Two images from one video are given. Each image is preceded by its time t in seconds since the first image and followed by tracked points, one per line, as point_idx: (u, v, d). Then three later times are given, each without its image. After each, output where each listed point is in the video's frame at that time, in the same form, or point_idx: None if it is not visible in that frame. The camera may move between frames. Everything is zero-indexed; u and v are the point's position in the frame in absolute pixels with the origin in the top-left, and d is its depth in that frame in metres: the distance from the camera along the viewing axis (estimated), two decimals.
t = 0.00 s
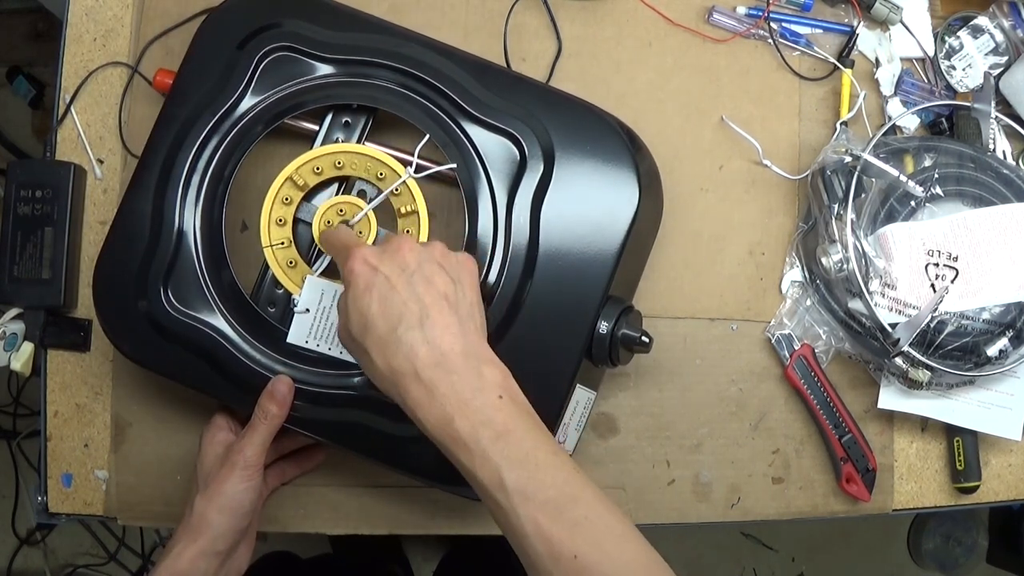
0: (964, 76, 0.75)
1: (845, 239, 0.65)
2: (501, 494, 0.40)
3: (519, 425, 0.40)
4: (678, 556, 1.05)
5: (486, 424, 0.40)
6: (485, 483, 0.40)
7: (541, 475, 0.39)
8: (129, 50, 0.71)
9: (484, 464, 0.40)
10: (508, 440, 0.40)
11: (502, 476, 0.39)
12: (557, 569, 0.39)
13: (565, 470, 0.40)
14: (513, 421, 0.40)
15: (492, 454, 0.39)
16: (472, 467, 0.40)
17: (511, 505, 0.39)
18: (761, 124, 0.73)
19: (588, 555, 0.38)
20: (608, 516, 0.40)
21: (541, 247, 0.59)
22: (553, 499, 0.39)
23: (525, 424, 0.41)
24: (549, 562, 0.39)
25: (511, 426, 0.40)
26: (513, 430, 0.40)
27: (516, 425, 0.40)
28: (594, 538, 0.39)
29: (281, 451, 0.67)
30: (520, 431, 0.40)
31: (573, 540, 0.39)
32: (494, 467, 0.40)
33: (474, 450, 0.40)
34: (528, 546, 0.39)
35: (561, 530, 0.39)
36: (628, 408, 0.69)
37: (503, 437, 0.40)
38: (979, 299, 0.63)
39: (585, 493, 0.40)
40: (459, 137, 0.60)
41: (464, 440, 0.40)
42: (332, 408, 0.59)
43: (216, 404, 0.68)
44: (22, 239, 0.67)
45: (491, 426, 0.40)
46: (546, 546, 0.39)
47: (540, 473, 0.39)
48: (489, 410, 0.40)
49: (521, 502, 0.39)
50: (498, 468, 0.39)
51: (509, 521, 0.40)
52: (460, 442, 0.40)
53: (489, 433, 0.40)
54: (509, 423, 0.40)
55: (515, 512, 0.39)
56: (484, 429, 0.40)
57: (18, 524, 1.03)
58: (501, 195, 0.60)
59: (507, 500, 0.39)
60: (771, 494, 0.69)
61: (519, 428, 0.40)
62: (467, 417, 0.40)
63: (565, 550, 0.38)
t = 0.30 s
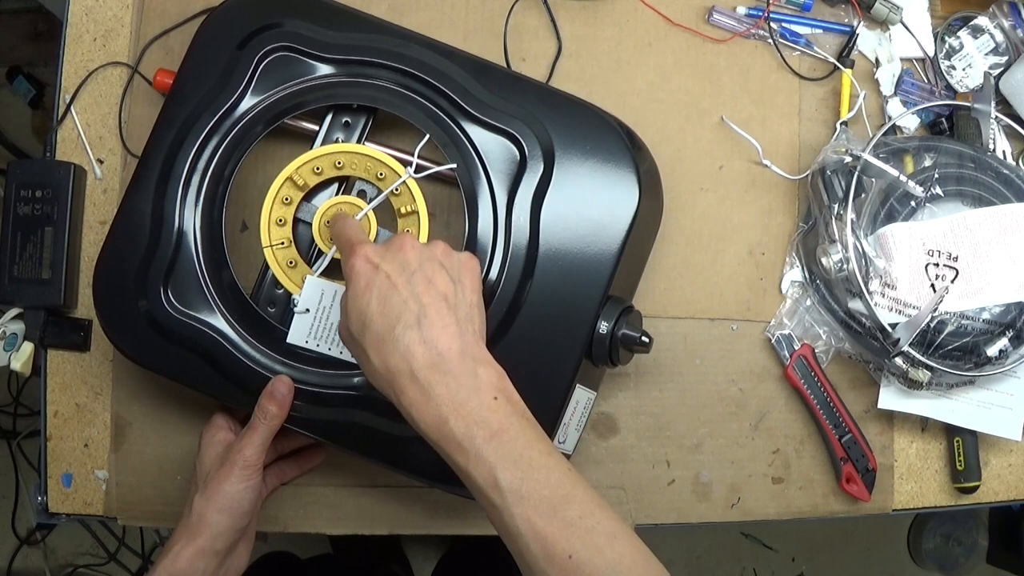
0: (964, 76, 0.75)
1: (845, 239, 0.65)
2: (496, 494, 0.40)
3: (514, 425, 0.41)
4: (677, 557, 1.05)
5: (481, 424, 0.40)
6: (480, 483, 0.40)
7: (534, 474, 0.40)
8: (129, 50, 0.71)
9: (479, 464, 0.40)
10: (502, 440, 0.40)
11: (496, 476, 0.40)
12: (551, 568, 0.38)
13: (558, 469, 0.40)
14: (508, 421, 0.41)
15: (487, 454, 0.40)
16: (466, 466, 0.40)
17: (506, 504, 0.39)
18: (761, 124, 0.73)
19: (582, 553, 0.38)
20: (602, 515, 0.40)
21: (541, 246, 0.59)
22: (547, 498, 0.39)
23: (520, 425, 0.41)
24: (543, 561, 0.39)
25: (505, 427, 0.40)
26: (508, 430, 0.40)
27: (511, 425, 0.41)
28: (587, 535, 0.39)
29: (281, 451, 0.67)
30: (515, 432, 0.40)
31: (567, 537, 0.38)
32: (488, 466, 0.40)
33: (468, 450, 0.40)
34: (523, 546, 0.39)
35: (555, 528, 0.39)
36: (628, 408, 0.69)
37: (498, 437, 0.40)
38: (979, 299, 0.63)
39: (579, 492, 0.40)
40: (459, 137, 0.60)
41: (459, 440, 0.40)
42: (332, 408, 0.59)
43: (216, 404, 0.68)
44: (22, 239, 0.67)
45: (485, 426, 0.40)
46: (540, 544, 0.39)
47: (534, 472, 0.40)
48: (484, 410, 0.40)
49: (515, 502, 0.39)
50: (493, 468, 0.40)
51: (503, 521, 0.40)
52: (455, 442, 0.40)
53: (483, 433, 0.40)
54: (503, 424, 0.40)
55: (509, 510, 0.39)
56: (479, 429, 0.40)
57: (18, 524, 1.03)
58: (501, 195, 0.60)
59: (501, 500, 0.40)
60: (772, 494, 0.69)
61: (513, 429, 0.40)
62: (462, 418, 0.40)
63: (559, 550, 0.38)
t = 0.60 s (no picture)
0: (964, 76, 0.75)
1: (845, 239, 0.65)
2: (494, 492, 0.40)
3: (512, 425, 0.41)
4: (677, 556, 1.05)
5: (480, 423, 0.40)
6: (478, 481, 0.40)
7: (531, 473, 0.40)
8: (129, 50, 0.71)
9: (477, 462, 0.40)
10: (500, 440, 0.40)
11: (495, 475, 0.40)
12: (547, 566, 0.39)
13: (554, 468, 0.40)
14: (506, 421, 0.41)
15: (485, 453, 0.40)
16: (465, 465, 0.41)
17: (504, 503, 0.40)
18: (761, 124, 0.73)
19: (578, 551, 0.38)
20: (598, 514, 0.40)
21: (541, 246, 0.59)
22: (544, 497, 0.39)
23: (518, 425, 0.41)
24: (540, 559, 0.39)
25: (504, 427, 0.40)
26: (506, 430, 0.40)
27: (509, 426, 0.41)
28: (584, 533, 0.39)
29: (281, 451, 0.67)
30: (514, 432, 0.40)
31: (565, 536, 0.39)
32: (487, 465, 0.40)
33: (466, 448, 0.40)
34: (520, 544, 0.39)
35: (552, 526, 0.39)
36: (628, 408, 0.69)
37: (496, 437, 0.40)
38: (978, 299, 0.63)
39: (575, 490, 0.40)
40: (459, 137, 0.60)
41: (457, 439, 0.40)
42: (332, 408, 0.59)
43: (216, 404, 0.68)
44: (22, 240, 0.67)
45: (484, 426, 0.40)
46: (537, 542, 0.39)
47: (531, 471, 0.40)
48: (482, 411, 0.41)
49: (512, 501, 0.39)
50: (491, 467, 0.40)
51: (500, 519, 0.40)
52: (454, 440, 0.40)
53: (482, 432, 0.40)
54: (502, 423, 0.40)
55: (506, 509, 0.40)
56: (478, 428, 0.40)
57: (18, 524, 1.03)
58: (501, 196, 0.60)
59: (498, 498, 0.40)
60: (771, 494, 0.69)
61: (511, 429, 0.41)
62: (462, 417, 0.40)
63: (556, 547, 0.39)
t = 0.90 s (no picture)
0: (964, 76, 0.75)
1: (845, 239, 0.65)
2: (477, 478, 0.38)
3: (494, 407, 0.39)
4: (677, 556, 1.05)
5: (461, 407, 0.38)
6: (460, 468, 0.38)
7: (514, 455, 0.38)
8: (129, 50, 0.71)
9: (459, 447, 0.38)
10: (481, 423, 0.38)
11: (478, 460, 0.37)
12: (532, 551, 0.37)
13: (538, 449, 0.39)
14: (488, 402, 0.39)
15: (467, 437, 0.38)
16: (447, 452, 0.38)
17: (486, 488, 0.38)
18: (761, 124, 0.73)
19: (563, 534, 0.37)
20: (584, 495, 0.38)
21: (541, 246, 0.59)
22: (528, 479, 0.38)
23: (500, 406, 0.39)
24: (525, 544, 0.37)
25: (486, 409, 0.38)
26: (488, 413, 0.38)
27: (491, 408, 0.39)
28: (570, 513, 0.37)
29: (281, 451, 0.67)
30: (496, 413, 0.38)
31: (549, 520, 0.37)
32: (470, 449, 0.38)
33: (447, 433, 0.38)
34: (504, 529, 0.38)
35: (536, 509, 0.37)
36: (628, 408, 0.69)
37: (477, 420, 0.38)
38: (978, 299, 0.63)
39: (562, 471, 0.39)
40: (459, 137, 0.60)
41: (439, 425, 0.38)
42: (332, 408, 0.59)
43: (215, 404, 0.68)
44: (22, 240, 0.67)
45: (464, 410, 0.38)
46: (521, 528, 0.37)
47: (514, 453, 0.38)
48: (463, 394, 0.38)
49: (497, 486, 0.37)
50: (473, 451, 0.37)
51: (484, 505, 0.38)
52: (435, 427, 0.38)
53: (463, 416, 0.38)
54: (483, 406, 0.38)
55: (489, 494, 0.38)
56: (458, 412, 0.38)
57: (18, 524, 1.03)
58: (501, 195, 0.60)
59: (481, 483, 0.38)
60: (771, 494, 0.69)
61: (493, 411, 0.38)
62: (442, 401, 0.38)
63: (539, 531, 0.37)
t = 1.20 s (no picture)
0: (964, 76, 0.75)
1: (845, 239, 0.65)
2: (463, 444, 0.38)
3: (485, 376, 0.39)
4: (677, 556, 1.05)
5: (451, 375, 0.39)
6: (449, 435, 0.39)
7: (502, 422, 0.38)
8: (129, 50, 0.71)
9: (447, 415, 0.38)
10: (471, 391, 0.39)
11: (465, 427, 0.38)
12: (518, 517, 0.38)
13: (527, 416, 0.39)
14: (479, 373, 0.39)
15: (456, 406, 0.38)
16: (437, 419, 0.39)
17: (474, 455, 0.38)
18: (760, 124, 0.73)
19: (548, 502, 0.38)
20: (572, 464, 0.39)
21: (541, 246, 0.59)
22: (515, 448, 0.38)
23: (491, 376, 0.39)
24: (511, 511, 0.38)
25: (475, 379, 0.39)
26: (478, 381, 0.39)
27: (481, 377, 0.39)
28: (557, 484, 0.38)
29: (280, 451, 0.67)
30: (486, 382, 0.39)
31: (536, 488, 0.38)
32: (458, 417, 0.38)
33: (437, 402, 0.38)
34: (491, 495, 0.39)
35: (523, 477, 0.37)
36: (628, 408, 0.69)
37: (467, 389, 0.38)
38: (978, 299, 0.63)
39: (549, 440, 0.39)
40: (459, 137, 0.60)
41: (428, 393, 0.39)
42: (331, 408, 0.59)
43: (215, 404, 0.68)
44: (22, 240, 0.67)
45: (455, 378, 0.38)
46: (507, 494, 0.38)
47: (502, 421, 0.38)
48: (453, 362, 0.39)
49: (483, 454, 0.38)
50: (461, 419, 0.38)
51: (471, 469, 0.39)
52: (425, 394, 0.39)
53: (452, 385, 0.38)
54: (473, 375, 0.39)
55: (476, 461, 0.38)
56: (448, 380, 0.38)
57: (18, 524, 1.03)
58: (501, 195, 0.60)
59: (468, 450, 0.38)
60: (771, 494, 0.69)
61: (483, 381, 0.39)
62: (433, 370, 0.39)
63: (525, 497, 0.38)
